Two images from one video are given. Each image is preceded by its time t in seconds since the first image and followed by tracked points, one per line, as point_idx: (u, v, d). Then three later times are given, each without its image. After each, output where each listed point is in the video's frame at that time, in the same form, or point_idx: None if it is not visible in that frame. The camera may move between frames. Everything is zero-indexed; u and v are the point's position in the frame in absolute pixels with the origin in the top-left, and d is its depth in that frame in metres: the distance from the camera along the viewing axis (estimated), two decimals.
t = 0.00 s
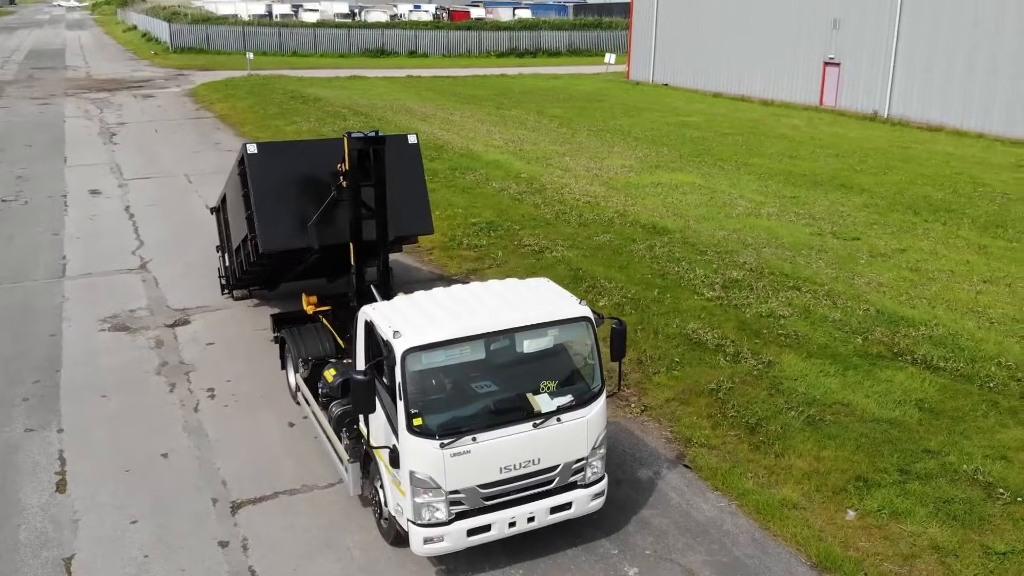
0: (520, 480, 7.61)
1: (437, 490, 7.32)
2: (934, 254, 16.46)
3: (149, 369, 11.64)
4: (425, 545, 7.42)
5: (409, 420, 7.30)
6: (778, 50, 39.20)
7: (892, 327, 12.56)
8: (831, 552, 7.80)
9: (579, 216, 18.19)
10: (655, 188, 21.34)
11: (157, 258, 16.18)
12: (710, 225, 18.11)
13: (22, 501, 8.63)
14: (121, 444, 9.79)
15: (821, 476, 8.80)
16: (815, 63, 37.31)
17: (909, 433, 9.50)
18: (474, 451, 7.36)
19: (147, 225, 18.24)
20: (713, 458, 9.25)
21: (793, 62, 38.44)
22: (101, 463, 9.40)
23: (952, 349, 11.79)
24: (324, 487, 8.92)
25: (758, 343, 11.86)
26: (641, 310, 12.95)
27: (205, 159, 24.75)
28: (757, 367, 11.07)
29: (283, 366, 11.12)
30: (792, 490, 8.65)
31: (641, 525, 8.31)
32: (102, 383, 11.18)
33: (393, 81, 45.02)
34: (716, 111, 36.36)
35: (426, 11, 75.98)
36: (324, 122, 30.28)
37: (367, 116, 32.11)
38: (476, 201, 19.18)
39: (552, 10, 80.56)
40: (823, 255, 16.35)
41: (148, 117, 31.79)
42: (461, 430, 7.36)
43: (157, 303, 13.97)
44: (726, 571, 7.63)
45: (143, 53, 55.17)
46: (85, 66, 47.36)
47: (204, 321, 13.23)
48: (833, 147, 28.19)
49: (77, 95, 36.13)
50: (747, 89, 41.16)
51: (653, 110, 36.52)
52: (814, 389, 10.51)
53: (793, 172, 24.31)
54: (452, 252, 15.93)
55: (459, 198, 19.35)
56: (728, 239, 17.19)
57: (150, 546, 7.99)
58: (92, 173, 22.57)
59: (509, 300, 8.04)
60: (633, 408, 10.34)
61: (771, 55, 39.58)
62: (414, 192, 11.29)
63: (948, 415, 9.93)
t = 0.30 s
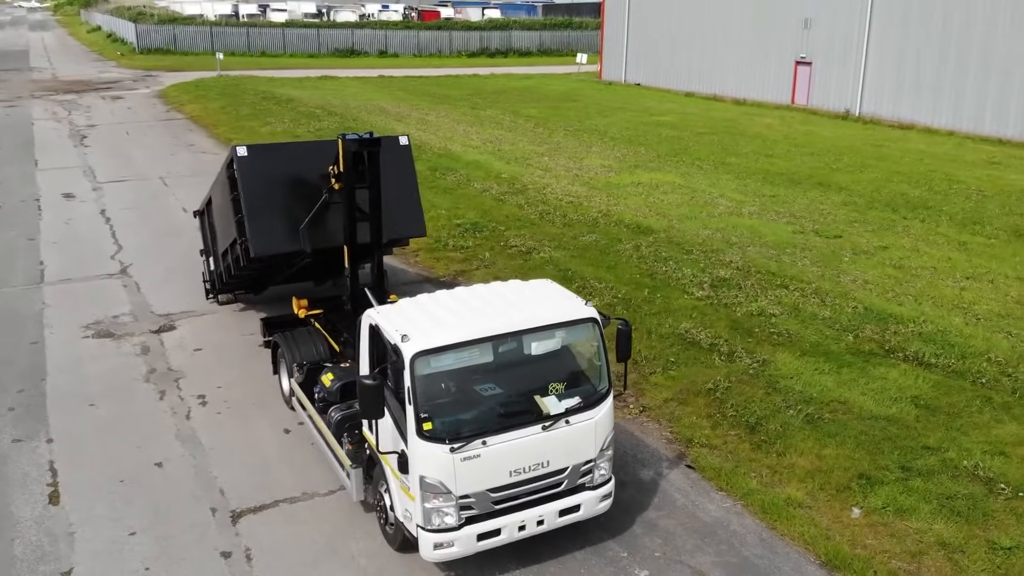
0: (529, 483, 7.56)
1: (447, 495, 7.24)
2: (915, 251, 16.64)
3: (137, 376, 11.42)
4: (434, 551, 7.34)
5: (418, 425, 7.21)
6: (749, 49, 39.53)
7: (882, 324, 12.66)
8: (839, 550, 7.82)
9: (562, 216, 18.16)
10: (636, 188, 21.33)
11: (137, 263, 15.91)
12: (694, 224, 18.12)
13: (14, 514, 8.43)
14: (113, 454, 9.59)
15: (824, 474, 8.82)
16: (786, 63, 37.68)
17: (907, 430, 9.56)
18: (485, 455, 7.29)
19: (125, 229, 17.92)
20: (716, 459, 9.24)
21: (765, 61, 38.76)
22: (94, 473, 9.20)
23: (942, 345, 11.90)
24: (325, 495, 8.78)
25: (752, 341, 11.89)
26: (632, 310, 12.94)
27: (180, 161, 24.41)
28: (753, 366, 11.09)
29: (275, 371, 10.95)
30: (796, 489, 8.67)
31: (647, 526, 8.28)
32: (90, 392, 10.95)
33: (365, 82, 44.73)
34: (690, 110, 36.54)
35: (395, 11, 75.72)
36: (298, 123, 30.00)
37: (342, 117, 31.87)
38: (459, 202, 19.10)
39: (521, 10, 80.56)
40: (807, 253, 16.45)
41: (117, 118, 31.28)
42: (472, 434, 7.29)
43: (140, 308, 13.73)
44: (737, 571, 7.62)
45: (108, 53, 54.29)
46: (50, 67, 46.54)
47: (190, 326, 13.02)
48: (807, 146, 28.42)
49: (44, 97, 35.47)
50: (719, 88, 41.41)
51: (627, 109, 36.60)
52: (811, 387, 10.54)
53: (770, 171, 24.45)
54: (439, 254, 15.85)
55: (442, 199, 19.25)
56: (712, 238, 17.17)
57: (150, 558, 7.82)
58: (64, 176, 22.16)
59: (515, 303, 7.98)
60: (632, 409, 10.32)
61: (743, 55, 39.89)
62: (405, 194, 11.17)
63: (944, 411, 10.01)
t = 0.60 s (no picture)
0: (541, 485, 7.54)
1: (461, 498, 7.21)
2: (898, 248, 16.83)
3: (127, 383, 11.22)
4: (448, 555, 7.29)
5: (432, 428, 7.16)
6: (722, 49, 39.82)
7: (873, 321, 12.77)
8: (848, 547, 7.86)
9: (548, 216, 18.13)
10: (618, 187, 21.36)
11: (118, 267, 15.66)
12: (678, 223, 18.16)
13: (11, 527, 8.24)
14: (108, 463, 9.41)
15: (829, 472, 8.87)
16: (759, 62, 38.02)
17: (906, 426, 9.64)
18: (498, 457, 7.26)
19: (103, 233, 17.62)
20: (720, 458, 9.24)
21: (738, 60, 39.05)
22: (90, 484, 9.02)
23: (934, 341, 12.03)
24: (330, 501, 8.67)
25: (746, 340, 11.93)
26: (625, 310, 12.94)
27: (155, 162, 24.08)
28: (750, 365, 11.12)
29: (270, 376, 10.83)
30: (802, 487, 8.70)
31: (657, 527, 8.27)
32: (80, 400, 10.74)
33: (337, 83, 44.43)
34: (664, 110, 36.69)
35: (364, 11, 75.37)
36: (273, 124, 29.72)
37: (317, 118, 31.63)
38: (442, 203, 19.04)
39: (491, 11, 80.49)
40: (792, 251, 16.57)
41: (88, 120, 30.76)
42: (485, 437, 7.24)
43: (125, 314, 13.51)
44: (749, 571, 7.63)
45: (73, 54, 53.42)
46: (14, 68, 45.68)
47: (178, 331, 12.83)
48: (784, 145, 28.64)
49: (10, 99, 34.82)
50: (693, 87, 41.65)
51: (602, 109, 36.68)
52: (808, 384, 10.60)
53: (749, 169, 24.60)
54: (427, 255, 15.76)
55: (426, 201, 19.15)
56: (698, 237, 17.21)
57: (154, 569, 7.68)
58: (37, 180, 21.75)
59: (523, 304, 7.95)
60: (631, 409, 10.31)
61: (715, 54, 40.17)
62: (400, 195, 11.07)
63: (940, 406, 10.11)
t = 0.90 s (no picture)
0: (555, 487, 7.53)
1: (477, 501, 7.18)
2: (882, 245, 17.02)
3: (119, 390, 11.03)
4: (465, 558, 7.25)
5: (448, 431, 7.12)
6: (694, 48, 40.08)
7: (863, 319, 12.88)
8: (858, 544, 7.93)
9: (534, 217, 18.12)
10: (600, 187, 21.39)
11: (101, 271, 15.41)
12: (663, 223, 18.19)
13: (11, 540, 8.06)
14: (106, 472, 9.24)
15: (834, 469, 8.93)
16: (732, 62, 38.32)
17: (905, 422, 9.75)
18: (513, 459, 7.25)
19: (83, 238, 17.31)
20: (725, 457, 9.26)
21: (711, 60, 39.32)
22: (90, 493, 8.85)
23: (925, 338, 12.17)
24: (337, 507, 8.59)
25: (741, 338, 11.98)
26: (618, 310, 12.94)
27: (130, 165, 23.75)
28: (747, 363, 11.17)
29: (267, 380, 10.72)
30: (808, 485, 8.75)
31: (667, 527, 8.27)
32: (73, 409, 10.54)
33: (309, 83, 44.08)
34: (639, 109, 36.84)
35: (333, 11, 74.97)
36: (248, 125, 29.40)
37: (292, 119, 31.35)
38: (427, 205, 18.98)
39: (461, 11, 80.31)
40: (778, 249, 16.69)
41: (57, 123, 30.22)
42: (500, 439, 7.23)
43: (112, 319, 13.30)
44: (762, 570, 7.66)
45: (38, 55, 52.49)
46: None
47: (167, 336, 12.64)
48: (761, 144, 28.83)
49: None
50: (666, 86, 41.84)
51: (577, 109, 36.73)
52: (807, 382, 10.67)
53: (728, 168, 24.73)
54: (415, 257, 15.67)
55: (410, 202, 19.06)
56: (683, 235, 17.26)
57: None
58: (10, 184, 21.32)
59: (533, 306, 7.94)
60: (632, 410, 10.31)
61: (688, 53, 40.41)
62: (394, 197, 10.96)
63: (938, 402, 10.21)
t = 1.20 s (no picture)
0: (573, 487, 7.53)
1: (497, 503, 7.16)
2: (867, 243, 17.22)
3: (116, 397, 10.87)
4: (485, 560, 7.24)
5: (468, 433, 7.10)
6: (670, 48, 40.33)
7: (857, 315, 13.01)
8: (870, 538, 8.01)
9: (522, 218, 18.13)
10: (585, 187, 21.45)
11: (86, 276, 15.19)
12: (651, 222, 18.26)
13: (17, 552, 7.92)
14: (108, 481, 9.10)
15: (842, 465, 9.01)
16: (707, 62, 38.61)
17: (907, 417, 9.86)
18: (532, 460, 7.24)
19: (65, 242, 17.05)
20: (732, 456, 9.31)
21: (686, 60, 39.57)
22: (94, 503, 8.72)
23: (919, 334, 12.32)
24: (348, 512, 8.52)
25: (739, 337, 12.05)
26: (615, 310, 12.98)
27: (107, 167, 23.44)
28: (746, 361, 11.24)
29: (267, 384, 10.61)
30: (817, 482, 8.81)
31: (679, 526, 8.30)
32: (70, 417, 10.38)
33: (283, 84, 43.75)
34: (616, 109, 36.95)
35: (303, 11, 74.50)
36: (226, 126, 29.14)
37: (269, 120, 31.11)
38: (415, 206, 18.93)
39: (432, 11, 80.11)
40: (766, 247, 16.83)
41: (29, 125, 29.73)
42: (519, 440, 7.22)
43: (102, 324, 13.11)
44: (779, 567, 7.71)
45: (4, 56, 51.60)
46: None
47: (160, 342, 12.48)
48: (739, 143, 29.06)
49: None
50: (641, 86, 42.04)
51: (554, 109, 36.79)
52: (807, 379, 10.75)
53: (709, 166, 24.89)
54: (407, 259, 15.62)
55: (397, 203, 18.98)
56: (672, 235, 17.33)
57: None
58: None
59: (546, 306, 7.92)
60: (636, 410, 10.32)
61: (663, 53, 40.66)
62: (393, 198, 10.87)
63: (937, 397, 10.34)
